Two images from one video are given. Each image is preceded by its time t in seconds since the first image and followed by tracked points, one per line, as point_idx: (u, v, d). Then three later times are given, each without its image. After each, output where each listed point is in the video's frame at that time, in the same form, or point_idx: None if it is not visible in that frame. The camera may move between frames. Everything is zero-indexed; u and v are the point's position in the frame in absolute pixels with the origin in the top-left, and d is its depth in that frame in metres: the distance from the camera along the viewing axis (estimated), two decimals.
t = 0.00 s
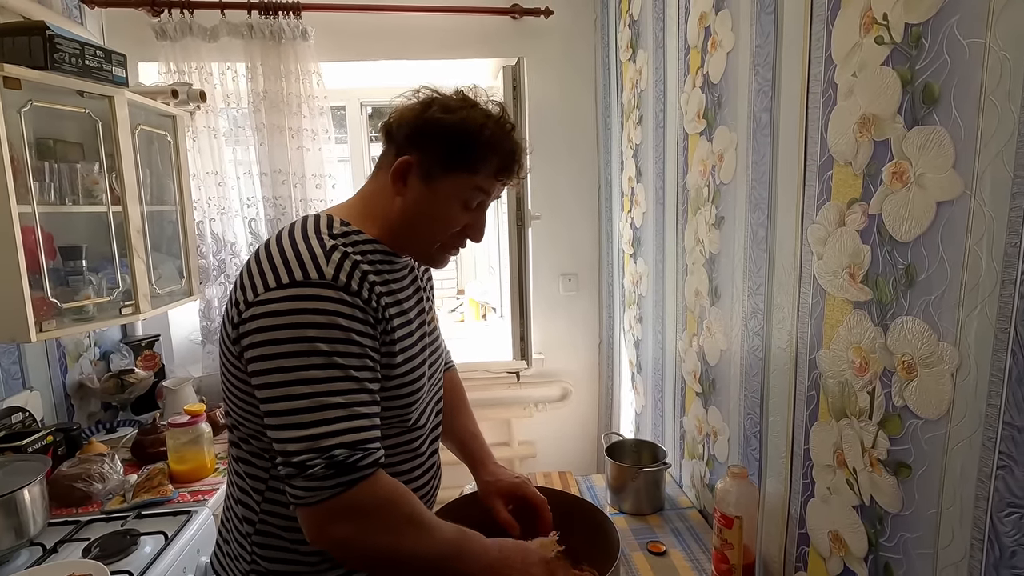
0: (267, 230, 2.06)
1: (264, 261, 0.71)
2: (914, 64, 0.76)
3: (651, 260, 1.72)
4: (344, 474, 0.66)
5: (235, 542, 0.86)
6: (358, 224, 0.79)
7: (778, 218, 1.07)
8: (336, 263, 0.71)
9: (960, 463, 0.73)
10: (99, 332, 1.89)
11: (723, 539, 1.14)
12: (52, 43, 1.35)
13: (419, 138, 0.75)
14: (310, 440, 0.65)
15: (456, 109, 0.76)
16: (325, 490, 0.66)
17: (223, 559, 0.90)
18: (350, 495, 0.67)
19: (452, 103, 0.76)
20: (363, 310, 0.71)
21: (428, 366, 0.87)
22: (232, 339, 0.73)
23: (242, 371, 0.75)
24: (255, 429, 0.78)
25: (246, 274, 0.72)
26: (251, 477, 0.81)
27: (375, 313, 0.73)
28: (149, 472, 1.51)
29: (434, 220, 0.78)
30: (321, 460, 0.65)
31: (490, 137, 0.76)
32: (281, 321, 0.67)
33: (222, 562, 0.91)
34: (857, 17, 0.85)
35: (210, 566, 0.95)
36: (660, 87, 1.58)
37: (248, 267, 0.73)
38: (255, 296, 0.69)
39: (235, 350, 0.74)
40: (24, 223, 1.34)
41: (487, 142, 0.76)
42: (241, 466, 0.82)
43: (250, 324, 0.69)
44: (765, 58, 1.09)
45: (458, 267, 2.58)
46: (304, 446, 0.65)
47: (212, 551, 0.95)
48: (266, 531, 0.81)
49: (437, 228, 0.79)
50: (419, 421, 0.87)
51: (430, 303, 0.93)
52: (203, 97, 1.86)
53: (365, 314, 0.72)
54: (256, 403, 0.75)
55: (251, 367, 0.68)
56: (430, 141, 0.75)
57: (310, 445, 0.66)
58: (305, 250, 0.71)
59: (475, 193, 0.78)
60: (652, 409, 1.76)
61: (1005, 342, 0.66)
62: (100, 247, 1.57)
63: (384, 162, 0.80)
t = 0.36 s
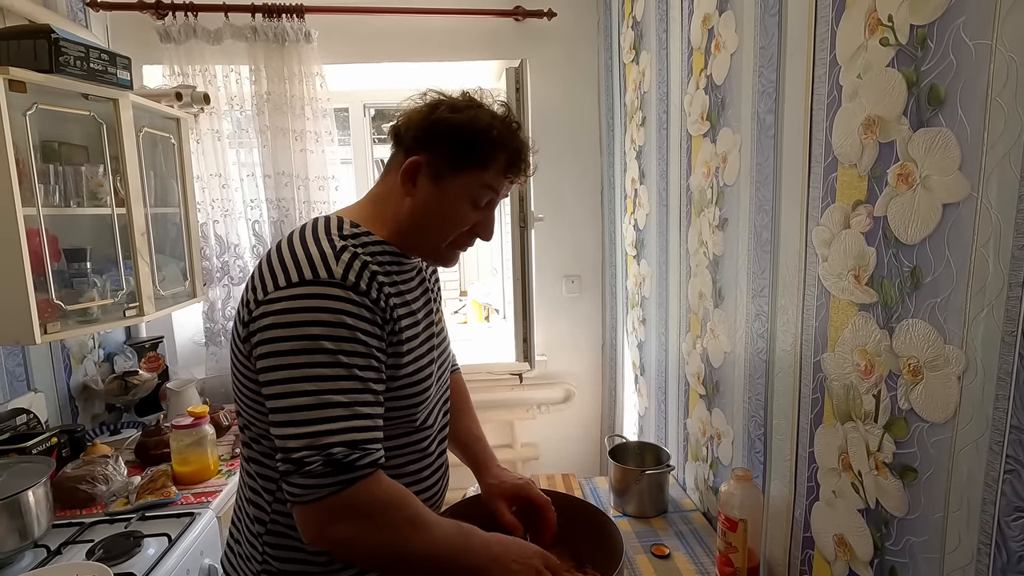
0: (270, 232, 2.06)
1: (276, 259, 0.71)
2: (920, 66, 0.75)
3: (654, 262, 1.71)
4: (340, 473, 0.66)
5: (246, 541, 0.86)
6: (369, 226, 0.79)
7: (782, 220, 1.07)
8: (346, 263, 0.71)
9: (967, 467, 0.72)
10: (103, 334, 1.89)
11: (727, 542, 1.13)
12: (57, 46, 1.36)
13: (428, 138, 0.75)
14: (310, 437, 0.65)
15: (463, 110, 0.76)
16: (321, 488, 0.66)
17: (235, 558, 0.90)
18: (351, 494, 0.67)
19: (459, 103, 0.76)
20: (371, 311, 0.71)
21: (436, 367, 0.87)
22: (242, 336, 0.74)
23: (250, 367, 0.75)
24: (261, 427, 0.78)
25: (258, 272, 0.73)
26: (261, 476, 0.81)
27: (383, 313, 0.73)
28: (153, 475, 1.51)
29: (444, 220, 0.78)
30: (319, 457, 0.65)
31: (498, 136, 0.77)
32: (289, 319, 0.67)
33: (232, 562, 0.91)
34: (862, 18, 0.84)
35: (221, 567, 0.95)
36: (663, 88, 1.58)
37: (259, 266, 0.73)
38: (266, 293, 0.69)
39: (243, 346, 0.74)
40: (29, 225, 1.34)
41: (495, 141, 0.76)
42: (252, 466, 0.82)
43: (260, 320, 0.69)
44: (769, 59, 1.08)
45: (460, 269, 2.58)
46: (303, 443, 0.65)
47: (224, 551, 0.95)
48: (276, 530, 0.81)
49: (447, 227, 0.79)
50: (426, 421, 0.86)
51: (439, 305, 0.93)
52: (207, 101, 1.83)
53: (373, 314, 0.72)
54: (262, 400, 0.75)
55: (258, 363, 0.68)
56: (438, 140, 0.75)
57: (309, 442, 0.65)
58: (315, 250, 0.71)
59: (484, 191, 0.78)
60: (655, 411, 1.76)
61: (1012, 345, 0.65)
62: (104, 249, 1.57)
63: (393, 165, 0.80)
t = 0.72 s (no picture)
0: (274, 233, 2.07)
1: (268, 269, 0.72)
2: (923, 66, 0.75)
3: (657, 263, 1.71)
4: (330, 482, 0.66)
5: (259, 542, 0.87)
6: (364, 231, 0.79)
7: (785, 221, 1.07)
8: (336, 271, 0.71)
9: (971, 470, 0.72)
10: (108, 335, 1.90)
11: (730, 544, 1.13)
12: (62, 49, 1.36)
13: (414, 140, 0.75)
14: (299, 446, 0.65)
15: (448, 108, 0.75)
16: (311, 497, 0.66)
17: (250, 559, 0.90)
18: (341, 501, 0.66)
19: (444, 101, 0.76)
20: (362, 318, 0.71)
21: (438, 369, 0.87)
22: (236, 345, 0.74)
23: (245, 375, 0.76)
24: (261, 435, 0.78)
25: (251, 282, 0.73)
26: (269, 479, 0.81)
27: (375, 320, 0.73)
28: (156, 475, 1.51)
29: (438, 222, 0.78)
30: (308, 466, 0.65)
31: (485, 132, 0.76)
32: (278, 329, 0.67)
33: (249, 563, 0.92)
34: (865, 19, 0.84)
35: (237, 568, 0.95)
36: (666, 89, 1.58)
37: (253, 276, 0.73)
38: (257, 303, 0.70)
39: (239, 356, 0.75)
40: (33, 227, 1.35)
41: (483, 137, 0.76)
42: (259, 470, 0.83)
43: (251, 331, 0.70)
44: (772, 60, 1.08)
45: (463, 270, 2.59)
46: (293, 452, 0.66)
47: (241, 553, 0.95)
48: (285, 532, 0.81)
49: (442, 229, 0.79)
50: (428, 422, 0.86)
51: (442, 307, 0.93)
52: (210, 103, 1.85)
53: (365, 321, 0.72)
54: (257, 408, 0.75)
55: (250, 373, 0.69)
56: (425, 141, 0.74)
57: (298, 451, 0.66)
58: (306, 259, 0.71)
59: (476, 189, 0.77)
60: (658, 412, 1.76)
61: (1017, 346, 0.65)
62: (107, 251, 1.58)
63: (384, 168, 0.80)
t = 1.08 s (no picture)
0: (275, 234, 2.07)
1: (269, 271, 0.71)
2: (921, 67, 0.75)
3: (658, 264, 1.71)
4: (375, 470, 0.67)
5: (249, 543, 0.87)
6: (360, 229, 0.80)
7: (785, 222, 1.07)
8: (341, 268, 0.71)
9: (970, 472, 0.72)
10: (110, 335, 1.90)
11: (730, 546, 1.13)
12: (63, 51, 1.37)
13: (406, 139, 0.75)
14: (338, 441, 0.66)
15: (438, 105, 0.75)
16: (358, 488, 0.67)
17: (239, 559, 0.91)
18: (384, 490, 0.67)
19: (434, 99, 0.76)
20: (371, 313, 0.72)
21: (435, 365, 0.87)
22: (244, 350, 0.74)
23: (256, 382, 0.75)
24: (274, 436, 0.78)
25: (252, 285, 0.73)
26: (263, 480, 0.81)
27: (382, 314, 0.74)
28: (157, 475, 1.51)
29: (434, 219, 0.78)
30: (352, 458, 0.66)
31: (476, 129, 0.76)
32: (295, 330, 0.67)
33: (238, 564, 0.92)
34: (863, 19, 0.84)
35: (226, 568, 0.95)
36: (666, 90, 1.58)
37: (252, 282, 0.73)
38: (265, 306, 0.69)
39: (247, 360, 0.74)
40: (34, 228, 1.35)
41: (474, 134, 0.76)
42: (253, 471, 0.82)
43: (262, 334, 0.69)
44: (771, 61, 1.08)
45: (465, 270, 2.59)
46: (333, 447, 0.66)
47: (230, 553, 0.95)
48: (278, 532, 0.81)
49: (438, 226, 0.79)
50: (425, 422, 0.86)
51: (437, 306, 0.93)
52: (212, 104, 1.85)
53: (374, 316, 0.72)
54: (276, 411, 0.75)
55: (270, 376, 0.69)
56: (416, 141, 0.75)
57: (338, 445, 0.66)
58: (308, 259, 0.71)
59: (470, 186, 0.77)
60: (659, 413, 1.75)
61: (1015, 348, 0.65)
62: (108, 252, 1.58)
63: (377, 168, 0.81)
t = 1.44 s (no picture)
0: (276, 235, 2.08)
1: (288, 263, 0.71)
2: (919, 66, 0.75)
3: (658, 264, 1.71)
4: (392, 461, 0.67)
5: (235, 545, 0.86)
6: (371, 230, 0.78)
7: (784, 222, 1.07)
8: (362, 264, 0.72)
9: (969, 470, 0.72)
10: (110, 335, 1.91)
11: (730, 546, 1.13)
12: (65, 51, 1.37)
13: (427, 147, 0.75)
14: (359, 427, 0.66)
15: (461, 117, 0.76)
16: (375, 477, 0.66)
17: (221, 563, 0.90)
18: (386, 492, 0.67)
19: (456, 110, 0.76)
20: (389, 310, 0.72)
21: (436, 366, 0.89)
22: (257, 340, 0.72)
23: (269, 374, 0.74)
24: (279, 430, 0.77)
25: (270, 275, 0.72)
26: (259, 480, 0.81)
27: (398, 313, 0.74)
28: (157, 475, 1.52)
29: (444, 226, 0.79)
30: (372, 445, 0.66)
31: (496, 144, 0.77)
32: (319, 319, 0.67)
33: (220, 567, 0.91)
34: (861, 19, 0.84)
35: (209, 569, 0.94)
36: (666, 90, 1.58)
37: (269, 272, 0.72)
38: (287, 295, 0.69)
39: (259, 351, 0.73)
40: (36, 228, 1.35)
41: (493, 148, 0.77)
42: (249, 470, 0.82)
43: (284, 322, 0.69)
44: (770, 61, 1.08)
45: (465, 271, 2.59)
46: (353, 434, 0.65)
47: (212, 555, 0.94)
48: (273, 533, 0.81)
49: (448, 234, 0.80)
50: (426, 424, 0.87)
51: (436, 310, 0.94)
52: (213, 105, 1.85)
53: (392, 313, 0.73)
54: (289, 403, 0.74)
55: (288, 364, 0.68)
56: (437, 149, 0.75)
57: (358, 432, 0.65)
58: (329, 253, 0.71)
59: (483, 198, 0.79)
60: (659, 413, 1.75)
61: (1013, 346, 0.65)
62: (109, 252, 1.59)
63: (392, 172, 0.80)
